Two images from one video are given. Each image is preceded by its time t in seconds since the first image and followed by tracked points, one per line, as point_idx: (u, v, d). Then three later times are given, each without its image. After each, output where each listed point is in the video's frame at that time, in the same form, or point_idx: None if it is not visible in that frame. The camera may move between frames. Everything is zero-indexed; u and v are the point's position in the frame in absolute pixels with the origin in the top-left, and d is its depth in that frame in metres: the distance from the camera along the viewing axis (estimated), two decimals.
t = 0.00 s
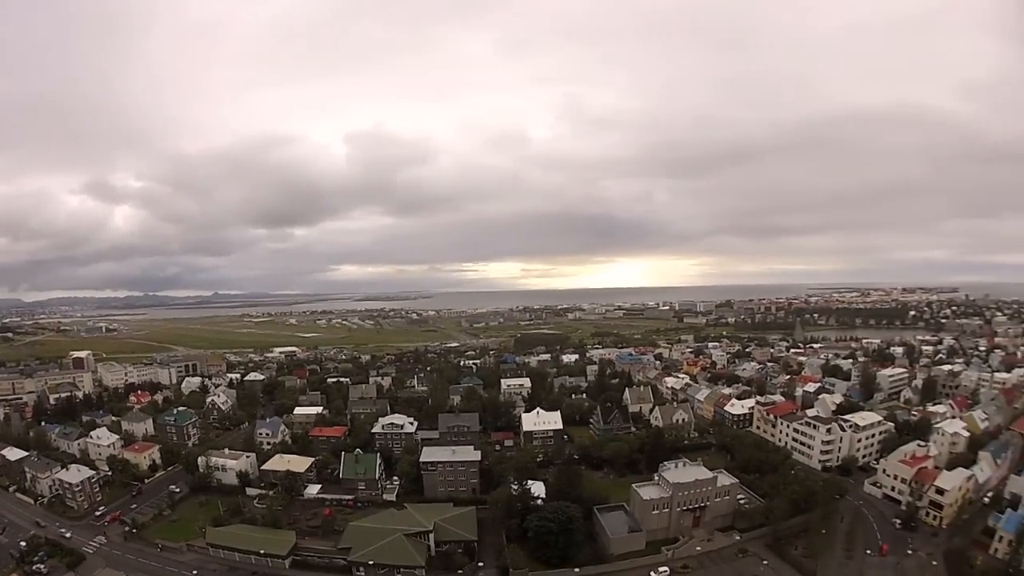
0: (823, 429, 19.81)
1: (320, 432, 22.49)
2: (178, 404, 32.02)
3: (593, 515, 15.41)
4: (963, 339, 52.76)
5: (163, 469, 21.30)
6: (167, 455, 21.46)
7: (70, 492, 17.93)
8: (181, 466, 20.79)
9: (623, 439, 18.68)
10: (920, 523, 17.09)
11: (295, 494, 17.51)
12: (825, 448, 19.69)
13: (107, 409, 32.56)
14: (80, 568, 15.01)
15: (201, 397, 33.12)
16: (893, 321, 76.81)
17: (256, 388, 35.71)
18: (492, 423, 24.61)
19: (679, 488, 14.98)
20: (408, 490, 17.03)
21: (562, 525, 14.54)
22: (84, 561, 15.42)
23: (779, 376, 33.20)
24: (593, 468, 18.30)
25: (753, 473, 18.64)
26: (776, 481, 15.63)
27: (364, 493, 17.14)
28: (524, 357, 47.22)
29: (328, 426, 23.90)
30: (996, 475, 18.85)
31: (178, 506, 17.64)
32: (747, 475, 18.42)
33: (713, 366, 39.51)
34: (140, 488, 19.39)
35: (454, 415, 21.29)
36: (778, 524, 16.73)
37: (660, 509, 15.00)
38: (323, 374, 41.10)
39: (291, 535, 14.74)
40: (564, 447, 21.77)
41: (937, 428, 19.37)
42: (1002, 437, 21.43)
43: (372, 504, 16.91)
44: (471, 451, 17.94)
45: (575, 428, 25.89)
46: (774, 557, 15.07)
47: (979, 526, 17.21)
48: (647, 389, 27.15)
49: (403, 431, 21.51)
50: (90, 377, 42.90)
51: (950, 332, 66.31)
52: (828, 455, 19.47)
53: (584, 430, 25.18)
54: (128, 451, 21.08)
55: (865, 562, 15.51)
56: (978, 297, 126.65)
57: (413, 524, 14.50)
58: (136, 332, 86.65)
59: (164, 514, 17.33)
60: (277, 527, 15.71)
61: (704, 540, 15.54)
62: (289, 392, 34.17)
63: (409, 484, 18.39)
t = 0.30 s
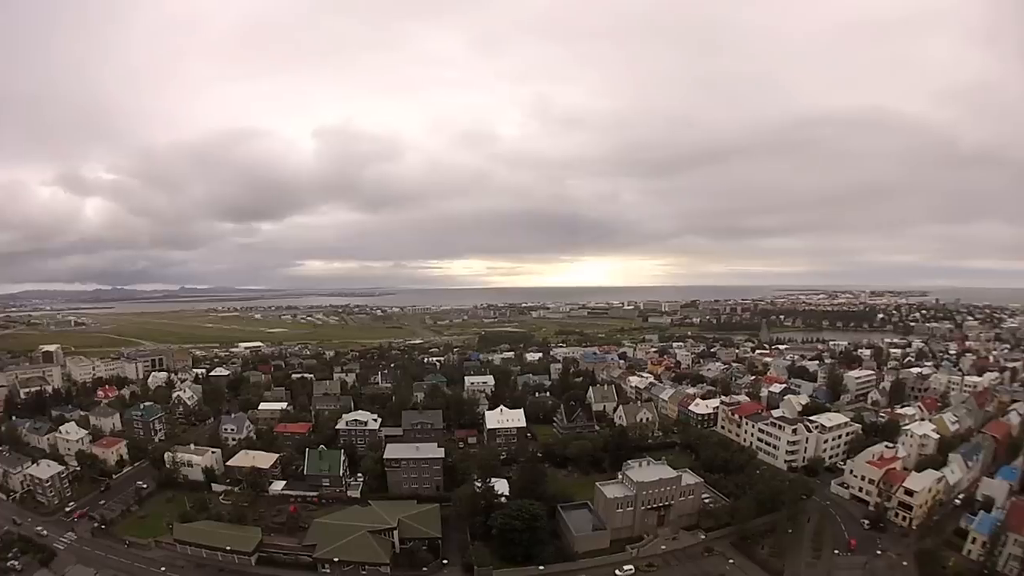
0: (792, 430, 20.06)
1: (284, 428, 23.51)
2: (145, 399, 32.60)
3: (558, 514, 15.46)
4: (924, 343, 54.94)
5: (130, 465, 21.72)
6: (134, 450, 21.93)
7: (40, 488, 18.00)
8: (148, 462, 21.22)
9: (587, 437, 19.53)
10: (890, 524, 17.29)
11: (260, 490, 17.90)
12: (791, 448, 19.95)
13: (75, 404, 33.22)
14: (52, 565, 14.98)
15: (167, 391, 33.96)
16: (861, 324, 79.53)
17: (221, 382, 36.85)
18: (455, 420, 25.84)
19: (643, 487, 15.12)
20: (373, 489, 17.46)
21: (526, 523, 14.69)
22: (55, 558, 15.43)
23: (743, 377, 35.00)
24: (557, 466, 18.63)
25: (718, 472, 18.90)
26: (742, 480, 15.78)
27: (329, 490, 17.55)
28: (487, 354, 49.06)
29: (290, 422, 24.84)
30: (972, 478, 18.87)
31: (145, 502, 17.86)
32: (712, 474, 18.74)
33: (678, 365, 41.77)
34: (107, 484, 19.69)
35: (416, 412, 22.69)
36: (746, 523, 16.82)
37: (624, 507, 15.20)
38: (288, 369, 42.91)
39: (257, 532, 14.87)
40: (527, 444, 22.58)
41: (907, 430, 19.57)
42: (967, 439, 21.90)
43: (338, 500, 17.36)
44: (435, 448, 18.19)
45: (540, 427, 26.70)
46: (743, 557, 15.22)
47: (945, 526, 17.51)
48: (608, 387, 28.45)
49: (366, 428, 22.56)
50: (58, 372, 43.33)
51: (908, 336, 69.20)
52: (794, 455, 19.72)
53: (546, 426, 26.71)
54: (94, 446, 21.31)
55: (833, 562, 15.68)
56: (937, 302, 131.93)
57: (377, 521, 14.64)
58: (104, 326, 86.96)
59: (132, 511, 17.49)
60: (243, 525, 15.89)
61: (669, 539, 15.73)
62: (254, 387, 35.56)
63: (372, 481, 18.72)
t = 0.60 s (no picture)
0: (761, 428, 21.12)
1: (253, 422, 25.10)
2: (115, 391, 33.46)
3: (526, 507, 16.23)
4: (889, 346, 57.27)
5: (101, 458, 22.26)
6: (105, 444, 22.50)
7: (14, 483, 18.12)
8: (120, 455, 21.78)
9: (554, 433, 21.62)
10: (859, 521, 17.53)
11: (228, 484, 18.53)
12: (759, 445, 20.97)
13: (47, 396, 33.92)
14: (27, 560, 14.97)
15: (137, 384, 34.96)
16: (830, 326, 84.36)
17: (190, 375, 38.15)
18: (422, 415, 27.70)
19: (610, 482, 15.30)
20: (340, 483, 18.59)
21: (493, 518, 14.88)
22: (30, 552, 15.46)
23: (710, 373, 39.23)
24: (522, 462, 20.31)
25: (685, 469, 19.26)
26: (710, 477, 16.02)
27: (297, 484, 18.56)
28: (451, 350, 51.40)
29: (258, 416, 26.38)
30: (944, 478, 19.21)
31: (117, 496, 18.20)
32: (678, 471, 19.20)
33: (643, 361, 45.95)
34: (80, 478, 20.11)
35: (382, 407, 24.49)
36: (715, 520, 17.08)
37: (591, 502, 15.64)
38: (256, 362, 44.86)
39: (226, 526, 15.07)
40: (494, 437, 24.84)
41: (878, 429, 20.18)
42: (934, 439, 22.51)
43: (307, 494, 18.25)
44: (402, 441, 19.18)
45: (508, 420, 29.21)
46: (713, 553, 15.44)
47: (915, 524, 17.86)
48: (574, 382, 31.42)
49: (333, 422, 24.09)
50: (30, 363, 43.75)
51: (875, 338, 72.01)
52: (763, 452, 20.87)
53: (511, 421, 28.79)
54: (66, 440, 21.79)
55: (802, 557, 15.95)
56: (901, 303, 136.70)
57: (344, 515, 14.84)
58: (72, 317, 87.20)
59: (106, 505, 17.77)
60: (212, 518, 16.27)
61: (637, 534, 16.00)
62: (223, 380, 36.99)
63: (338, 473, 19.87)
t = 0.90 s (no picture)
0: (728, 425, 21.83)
1: (219, 424, 25.43)
2: (83, 394, 33.87)
3: (493, 506, 16.58)
4: (857, 342, 59.32)
5: (72, 463, 22.68)
6: (76, 448, 22.91)
7: None
8: (90, 460, 22.22)
9: (519, 433, 22.25)
10: (829, 516, 17.89)
11: (196, 487, 18.87)
12: (726, 441, 21.67)
13: (17, 399, 34.28)
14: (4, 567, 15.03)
15: (106, 386, 35.49)
16: (797, 323, 87.75)
17: (157, 377, 38.85)
18: (388, 415, 28.74)
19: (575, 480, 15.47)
20: (307, 484, 19.14)
21: (460, 518, 15.05)
22: (6, 560, 15.52)
23: (676, 371, 40.70)
24: (488, 461, 21.17)
25: (650, 466, 19.72)
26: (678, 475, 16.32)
27: (265, 486, 19.04)
28: (416, 349, 52.60)
29: (224, 418, 26.94)
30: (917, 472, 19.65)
31: (89, 501, 18.43)
32: (645, 468, 19.62)
33: (608, 358, 47.46)
34: (52, 483, 20.42)
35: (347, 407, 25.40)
36: (682, 517, 17.42)
37: (555, 500, 15.84)
38: (222, 363, 45.78)
39: (196, 530, 15.24)
40: (459, 435, 25.39)
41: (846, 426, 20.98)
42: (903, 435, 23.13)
43: (276, 496, 18.82)
44: (367, 441, 19.64)
45: (472, 420, 29.91)
46: (683, 551, 15.76)
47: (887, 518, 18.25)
48: (539, 381, 32.39)
49: (299, 423, 24.77)
50: None
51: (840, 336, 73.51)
52: (729, 448, 21.57)
53: (476, 420, 29.67)
54: (37, 444, 22.21)
55: (772, 552, 16.39)
56: (868, 300, 140.57)
57: (312, 516, 15.07)
58: (42, 318, 87.07)
59: (78, 510, 17.98)
60: (182, 522, 16.41)
61: (604, 532, 16.33)
62: (187, 381, 37.64)
63: (306, 476, 20.17)
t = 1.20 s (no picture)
0: (695, 422, 22.84)
1: (188, 428, 26.20)
2: (53, 399, 34.20)
3: (461, 506, 16.84)
4: (823, 338, 61.00)
5: (46, 470, 23.06)
6: (48, 455, 23.25)
7: None
8: (64, 466, 22.62)
9: (486, 433, 23.01)
10: (801, 511, 18.29)
11: (167, 492, 19.37)
12: (694, 438, 22.64)
13: None
14: None
15: (75, 391, 35.90)
16: (763, 319, 89.79)
17: (126, 381, 39.36)
18: (354, 416, 29.77)
19: (543, 479, 15.75)
20: (275, 487, 19.94)
21: (430, 519, 15.27)
22: None
23: (639, 369, 41.50)
24: (457, 461, 22.24)
25: (618, 464, 20.14)
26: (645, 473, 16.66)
27: (234, 490, 19.71)
28: (383, 349, 53.88)
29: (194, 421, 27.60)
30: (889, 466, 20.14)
31: (64, 509, 18.71)
32: (612, 465, 20.19)
33: (571, 357, 48.42)
34: (27, 491, 20.79)
35: (314, 409, 26.56)
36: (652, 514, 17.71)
37: (524, 498, 16.15)
38: (190, 366, 46.49)
39: (170, 535, 15.48)
40: (425, 435, 27.17)
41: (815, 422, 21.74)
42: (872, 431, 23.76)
43: (246, 499, 19.55)
44: (334, 444, 20.61)
45: (438, 419, 31.14)
46: (653, 548, 15.98)
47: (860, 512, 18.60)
48: (506, 380, 33.58)
49: (268, 426, 25.55)
50: None
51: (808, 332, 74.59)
52: (697, 445, 22.53)
53: (443, 420, 30.85)
54: (10, 451, 22.52)
55: (744, 547, 16.66)
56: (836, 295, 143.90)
57: (283, 519, 15.31)
58: (11, 322, 86.62)
59: (53, 518, 18.24)
60: (155, 527, 16.68)
61: (574, 530, 16.55)
62: (156, 385, 38.22)
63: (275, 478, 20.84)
